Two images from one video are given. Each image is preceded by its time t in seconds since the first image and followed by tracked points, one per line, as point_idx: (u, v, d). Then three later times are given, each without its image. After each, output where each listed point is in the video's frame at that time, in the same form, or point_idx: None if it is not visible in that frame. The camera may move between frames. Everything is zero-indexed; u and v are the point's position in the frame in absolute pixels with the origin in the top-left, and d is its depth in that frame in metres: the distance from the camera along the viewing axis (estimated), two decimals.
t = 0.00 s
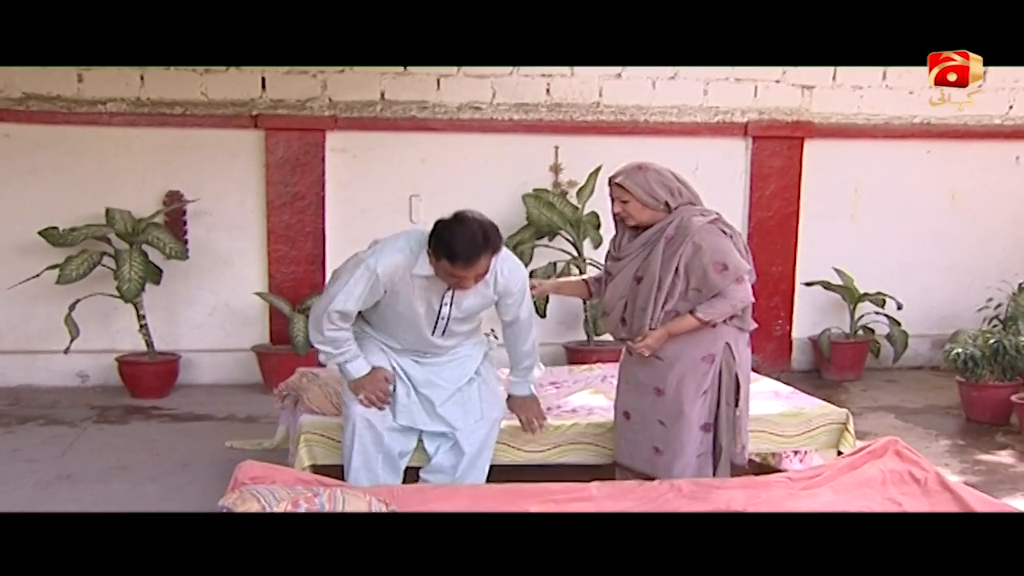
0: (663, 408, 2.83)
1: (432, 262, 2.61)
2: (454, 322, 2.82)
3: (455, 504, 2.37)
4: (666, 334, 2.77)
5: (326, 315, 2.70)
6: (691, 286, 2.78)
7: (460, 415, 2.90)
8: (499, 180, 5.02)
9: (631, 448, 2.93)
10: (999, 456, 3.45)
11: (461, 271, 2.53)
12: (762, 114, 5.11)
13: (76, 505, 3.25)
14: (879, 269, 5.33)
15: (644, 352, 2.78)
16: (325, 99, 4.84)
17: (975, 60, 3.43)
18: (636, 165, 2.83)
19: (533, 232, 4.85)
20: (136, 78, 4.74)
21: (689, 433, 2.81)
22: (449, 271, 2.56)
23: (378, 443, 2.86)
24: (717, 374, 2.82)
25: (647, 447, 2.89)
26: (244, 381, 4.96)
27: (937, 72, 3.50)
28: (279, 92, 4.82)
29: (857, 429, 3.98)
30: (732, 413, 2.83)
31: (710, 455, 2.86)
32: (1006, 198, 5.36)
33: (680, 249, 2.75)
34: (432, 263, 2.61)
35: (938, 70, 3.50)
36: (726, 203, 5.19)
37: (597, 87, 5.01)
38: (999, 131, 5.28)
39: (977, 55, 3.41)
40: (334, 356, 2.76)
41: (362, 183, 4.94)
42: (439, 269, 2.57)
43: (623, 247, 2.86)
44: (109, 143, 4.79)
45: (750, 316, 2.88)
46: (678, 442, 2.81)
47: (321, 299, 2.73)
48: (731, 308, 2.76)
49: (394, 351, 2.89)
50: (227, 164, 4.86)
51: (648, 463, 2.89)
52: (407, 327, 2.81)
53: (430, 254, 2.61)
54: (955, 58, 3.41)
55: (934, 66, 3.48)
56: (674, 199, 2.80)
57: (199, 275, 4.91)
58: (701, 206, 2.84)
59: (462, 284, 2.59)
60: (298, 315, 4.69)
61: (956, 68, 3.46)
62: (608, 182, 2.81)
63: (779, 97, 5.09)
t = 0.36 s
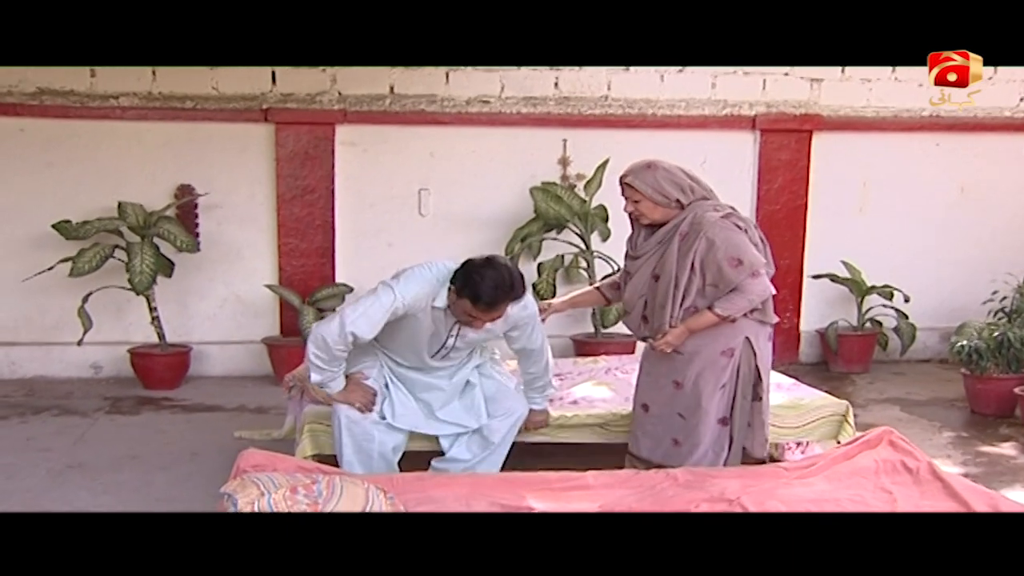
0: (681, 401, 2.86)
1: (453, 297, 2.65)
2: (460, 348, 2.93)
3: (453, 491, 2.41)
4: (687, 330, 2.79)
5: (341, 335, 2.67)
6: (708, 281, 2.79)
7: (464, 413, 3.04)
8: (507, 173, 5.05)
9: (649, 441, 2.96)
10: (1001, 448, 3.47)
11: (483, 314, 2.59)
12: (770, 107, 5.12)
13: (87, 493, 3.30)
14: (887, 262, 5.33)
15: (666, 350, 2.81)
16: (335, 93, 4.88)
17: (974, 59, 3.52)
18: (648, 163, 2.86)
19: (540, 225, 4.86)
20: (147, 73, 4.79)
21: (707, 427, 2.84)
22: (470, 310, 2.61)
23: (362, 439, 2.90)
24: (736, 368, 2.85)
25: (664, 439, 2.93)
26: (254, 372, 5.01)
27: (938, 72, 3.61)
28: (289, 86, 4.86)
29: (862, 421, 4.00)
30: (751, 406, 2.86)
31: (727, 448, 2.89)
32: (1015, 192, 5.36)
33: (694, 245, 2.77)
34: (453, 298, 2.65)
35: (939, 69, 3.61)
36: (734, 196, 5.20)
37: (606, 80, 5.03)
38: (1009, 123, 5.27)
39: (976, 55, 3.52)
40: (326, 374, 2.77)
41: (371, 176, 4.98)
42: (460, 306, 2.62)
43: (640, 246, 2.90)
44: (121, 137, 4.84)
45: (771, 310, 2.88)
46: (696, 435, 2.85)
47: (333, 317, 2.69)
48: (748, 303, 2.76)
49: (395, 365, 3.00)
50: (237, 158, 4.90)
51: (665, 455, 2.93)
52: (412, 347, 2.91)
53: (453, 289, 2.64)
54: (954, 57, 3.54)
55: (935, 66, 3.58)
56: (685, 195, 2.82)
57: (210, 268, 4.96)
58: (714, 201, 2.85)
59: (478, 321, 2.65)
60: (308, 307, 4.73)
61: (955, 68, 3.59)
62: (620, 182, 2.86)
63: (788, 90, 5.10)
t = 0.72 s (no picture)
0: (682, 393, 2.89)
1: (457, 294, 2.72)
2: (468, 356, 2.97)
3: (449, 482, 2.44)
4: (687, 327, 2.82)
5: (345, 325, 2.71)
6: (708, 279, 2.80)
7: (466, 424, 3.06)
8: (513, 168, 5.07)
9: (649, 430, 3.00)
10: (1000, 442, 3.49)
11: (488, 297, 2.65)
12: (775, 102, 5.13)
13: (94, 485, 3.34)
14: (892, 257, 5.34)
15: (667, 345, 2.84)
16: (341, 89, 4.92)
17: (974, 59, 3.58)
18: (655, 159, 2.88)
19: (545, 219, 4.89)
20: (155, 69, 4.83)
21: (706, 421, 2.86)
22: (474, 299, 2.67)
23: (351, 434, 2.93)
24: (737, 364, 2.86)
25: (665, 431, 2.96)
26: (261, 366, 5.06)
27: (937, 71, 3.69)
28: (295, 82, 4.90)
29: (863, 414, 4.02)
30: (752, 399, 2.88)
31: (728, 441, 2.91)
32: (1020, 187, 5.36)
33: (695, 243, 2.78)
34: (457, 295, 2.72)
35: (939, 68, 3.69)
36: (738, 190, 5.22)
37: (611, 75, 5.05)
38: (1014, 118, 5.27)
39: (975, 55, 3.58)
40: (323, 369, 2.79)
41: (377, 172, 5.01)
42: (465, 298, 2.68)
43: (646, 240, 2.92)
44: (129, 133, 4.88)
45: (775, 308, 2.88)
46: (695, 428, 2.88)
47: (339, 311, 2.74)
48: (747, 302, 2.76)
49: (401, 374, 3.05)
50: (244, 153, 4.94)
51: (666, 445, 2.96)
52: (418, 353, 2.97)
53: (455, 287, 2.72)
54: (954, 57, 3.60)
55: (934, 66, 3.66)
56: (688, 192, 2.83)
57: (217, 264, 5.00)
58: (721, 198, 2.85)
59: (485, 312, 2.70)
60: (314, 302, 4.77)
61: (955, 68, 3.67)
62: (627, 177, 2.89)
63: (793, 85, 5.11)
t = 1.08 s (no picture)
0: (677, 387, 2.91)
1: (430, 279, 2.87)
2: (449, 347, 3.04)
3: (445, 475, 2.47)
4: (680, 321, 2.84)
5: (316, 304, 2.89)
6: (701, 273, 2.83)
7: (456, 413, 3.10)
8: (516, 164, 5.10)
9: (649, 425, 3.02)
10: (998, 437, 3.50)
11: (457, 277, 2.79)
12: (777, 98, 5.14)
13: (98, 477, 3.38)
14: (895, 253, 5.35)
15: (660, 339, 2.86)
16: (345, 86, 4.94)
17: (974, 59, 3.59)
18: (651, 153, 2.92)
19: (547, 216, 4.91)
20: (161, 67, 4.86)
21: (702, 415, 2.88)
22: (445, 280, 2.82)
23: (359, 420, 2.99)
24: (730, 357, 2.88)
25: (663, 425, 2.98)
26: (266, 361, 5.09)
27: (938, 70, 3.70)
28: (299, 80, 4.93)
29: (863, 410, 4.03)
30: (746, 389, 2.91)
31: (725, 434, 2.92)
32: None
33: (689, 237, 2.81)
34: (430, 280, 2.87)
35: (940, 68, 3.70)
36: (741, 186, 5.23)
37: (614, 72, 5.06)
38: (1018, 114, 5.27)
39: (976, 54, 3.59)
40: (300, 350, 2.90)
41: (382, 168, 5.04)
42: (437, 280, 2.83)
43: (641, 234, 2.95)
44: (135, 130, 4.92)
45: (767, 303, 2.91)
46: (692, 422, 2.89)
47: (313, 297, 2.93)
48: (740, 296, 2.79)
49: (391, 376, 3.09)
50: (250, 150, 4.97)
51: (666, 438, 2.98)
52: (398, 350, 3.05)
53: (428, 273, 2.88)
54: (955, 57, 3.61)
55: (935, 65, 3.68)
56: (683, 187, 2.86)
57: (223, 259, 5.04)
58: (715, 192, 2.88)
59: (456, 295, 2.83)
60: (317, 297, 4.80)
61: (956, 67, 3.68)
62: (623, 170, 2.93)
63: (796, 82, 5.12)
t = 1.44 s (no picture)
0: (664, 380, 2.93)
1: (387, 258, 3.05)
2: (429, 333, 3.13)
3: (438, 469, 2.50)
4: (660, 315, 2.85)
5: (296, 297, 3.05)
6: (678, 268, 2.85)
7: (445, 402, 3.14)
8: (515, 161, 5.12)
9: (639, 419, 3.03)
10: (993, 432, 3.52)
11: (407, 246, 2.98)
12: (776, 95, 5.16)
13: (98, 472, 3.41)
14: (893, 250, 5.36)
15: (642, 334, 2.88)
16: (345, 84, 4.96)
17: (974, 59, 3.59)
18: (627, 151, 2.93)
19: (546, 212, 4.93)
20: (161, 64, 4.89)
21: (689, 406, 2.90)
22: (398, 252, 3.00)
23: (349, 403, 3.04)
24: (714, 349, 2.89)
25: (652, 418, 2.99)
26: (266, 357, 5.12)
27: (938, 70, 3.71)
28: (300, 77, 4.95)
29: (860, 405, 4.05)
30: (731, 380, 2.93)
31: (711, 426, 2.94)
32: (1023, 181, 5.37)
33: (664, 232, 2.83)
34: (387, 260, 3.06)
35: (939, 68, 3.71)
36: (740, 183, 5.25)
37: (614, 69, 5.08)
38: (1017, 111, 5.28)
39: (976, 55, 3.59)
40: (291, 340, 3.02)
41: (382, 166, 5.07)
42: (391, 254, 3.01)
43: (619, 231, 2.97)
44: (136, 127, 4.95)
45: (745, 294, 2.92)
46: (679, 414, 2.91)
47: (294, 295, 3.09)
48: (717, 289, 2.80)
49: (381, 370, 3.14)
50: (250, 147, 5.00)
51: (656, 432, 2.99)
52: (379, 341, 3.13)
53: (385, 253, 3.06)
54: (954, 57, 3.62)
55: (934, 65, 3.69)
56: (657, 182, 2.88)
57: (224, 256, 5.07)
58: (690, 188, 2.90)
59: (410, 265, 3.00)
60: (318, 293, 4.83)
61: (956, 68, 3.69)
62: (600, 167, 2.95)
63: (795, 79, 5.13)
